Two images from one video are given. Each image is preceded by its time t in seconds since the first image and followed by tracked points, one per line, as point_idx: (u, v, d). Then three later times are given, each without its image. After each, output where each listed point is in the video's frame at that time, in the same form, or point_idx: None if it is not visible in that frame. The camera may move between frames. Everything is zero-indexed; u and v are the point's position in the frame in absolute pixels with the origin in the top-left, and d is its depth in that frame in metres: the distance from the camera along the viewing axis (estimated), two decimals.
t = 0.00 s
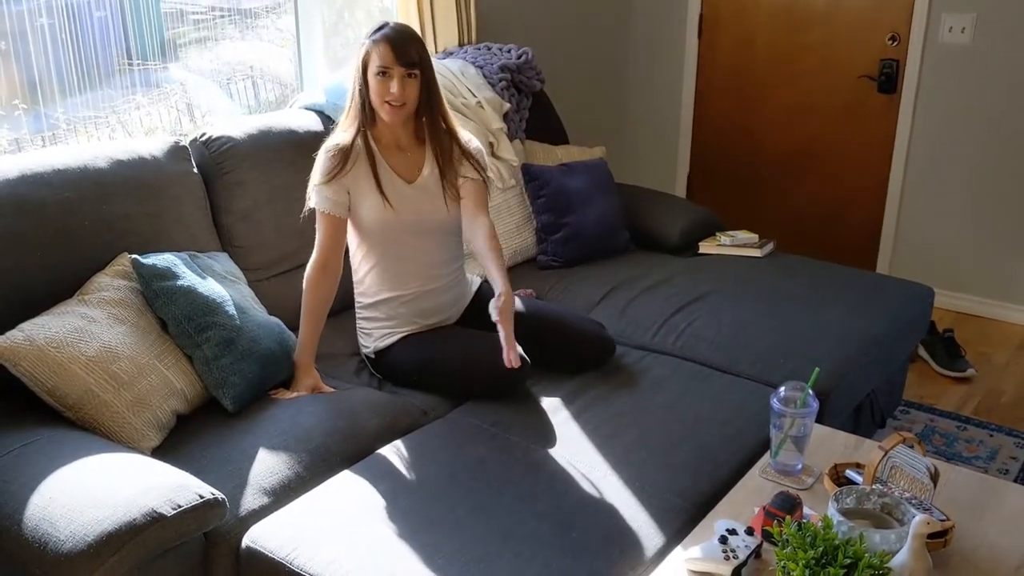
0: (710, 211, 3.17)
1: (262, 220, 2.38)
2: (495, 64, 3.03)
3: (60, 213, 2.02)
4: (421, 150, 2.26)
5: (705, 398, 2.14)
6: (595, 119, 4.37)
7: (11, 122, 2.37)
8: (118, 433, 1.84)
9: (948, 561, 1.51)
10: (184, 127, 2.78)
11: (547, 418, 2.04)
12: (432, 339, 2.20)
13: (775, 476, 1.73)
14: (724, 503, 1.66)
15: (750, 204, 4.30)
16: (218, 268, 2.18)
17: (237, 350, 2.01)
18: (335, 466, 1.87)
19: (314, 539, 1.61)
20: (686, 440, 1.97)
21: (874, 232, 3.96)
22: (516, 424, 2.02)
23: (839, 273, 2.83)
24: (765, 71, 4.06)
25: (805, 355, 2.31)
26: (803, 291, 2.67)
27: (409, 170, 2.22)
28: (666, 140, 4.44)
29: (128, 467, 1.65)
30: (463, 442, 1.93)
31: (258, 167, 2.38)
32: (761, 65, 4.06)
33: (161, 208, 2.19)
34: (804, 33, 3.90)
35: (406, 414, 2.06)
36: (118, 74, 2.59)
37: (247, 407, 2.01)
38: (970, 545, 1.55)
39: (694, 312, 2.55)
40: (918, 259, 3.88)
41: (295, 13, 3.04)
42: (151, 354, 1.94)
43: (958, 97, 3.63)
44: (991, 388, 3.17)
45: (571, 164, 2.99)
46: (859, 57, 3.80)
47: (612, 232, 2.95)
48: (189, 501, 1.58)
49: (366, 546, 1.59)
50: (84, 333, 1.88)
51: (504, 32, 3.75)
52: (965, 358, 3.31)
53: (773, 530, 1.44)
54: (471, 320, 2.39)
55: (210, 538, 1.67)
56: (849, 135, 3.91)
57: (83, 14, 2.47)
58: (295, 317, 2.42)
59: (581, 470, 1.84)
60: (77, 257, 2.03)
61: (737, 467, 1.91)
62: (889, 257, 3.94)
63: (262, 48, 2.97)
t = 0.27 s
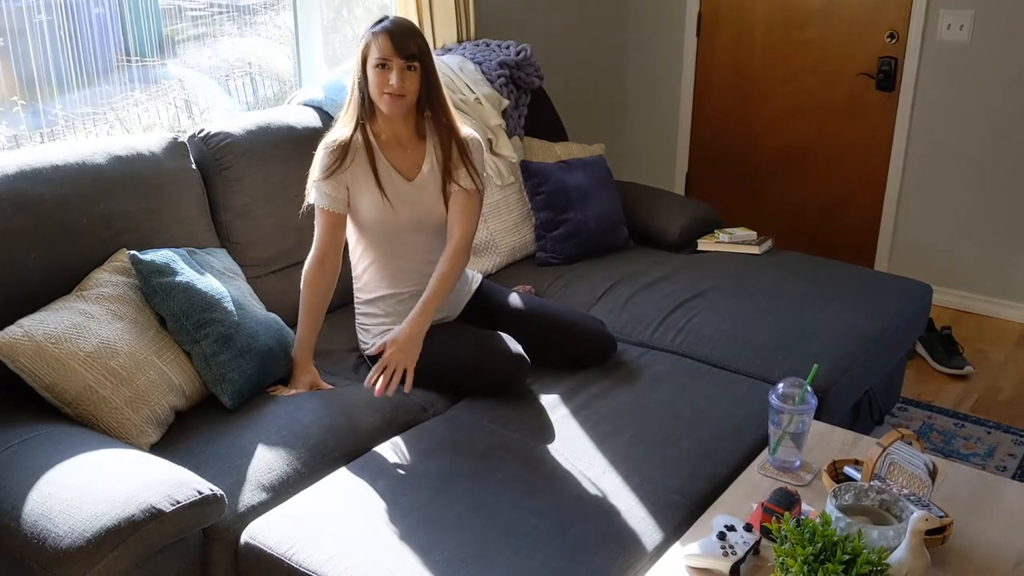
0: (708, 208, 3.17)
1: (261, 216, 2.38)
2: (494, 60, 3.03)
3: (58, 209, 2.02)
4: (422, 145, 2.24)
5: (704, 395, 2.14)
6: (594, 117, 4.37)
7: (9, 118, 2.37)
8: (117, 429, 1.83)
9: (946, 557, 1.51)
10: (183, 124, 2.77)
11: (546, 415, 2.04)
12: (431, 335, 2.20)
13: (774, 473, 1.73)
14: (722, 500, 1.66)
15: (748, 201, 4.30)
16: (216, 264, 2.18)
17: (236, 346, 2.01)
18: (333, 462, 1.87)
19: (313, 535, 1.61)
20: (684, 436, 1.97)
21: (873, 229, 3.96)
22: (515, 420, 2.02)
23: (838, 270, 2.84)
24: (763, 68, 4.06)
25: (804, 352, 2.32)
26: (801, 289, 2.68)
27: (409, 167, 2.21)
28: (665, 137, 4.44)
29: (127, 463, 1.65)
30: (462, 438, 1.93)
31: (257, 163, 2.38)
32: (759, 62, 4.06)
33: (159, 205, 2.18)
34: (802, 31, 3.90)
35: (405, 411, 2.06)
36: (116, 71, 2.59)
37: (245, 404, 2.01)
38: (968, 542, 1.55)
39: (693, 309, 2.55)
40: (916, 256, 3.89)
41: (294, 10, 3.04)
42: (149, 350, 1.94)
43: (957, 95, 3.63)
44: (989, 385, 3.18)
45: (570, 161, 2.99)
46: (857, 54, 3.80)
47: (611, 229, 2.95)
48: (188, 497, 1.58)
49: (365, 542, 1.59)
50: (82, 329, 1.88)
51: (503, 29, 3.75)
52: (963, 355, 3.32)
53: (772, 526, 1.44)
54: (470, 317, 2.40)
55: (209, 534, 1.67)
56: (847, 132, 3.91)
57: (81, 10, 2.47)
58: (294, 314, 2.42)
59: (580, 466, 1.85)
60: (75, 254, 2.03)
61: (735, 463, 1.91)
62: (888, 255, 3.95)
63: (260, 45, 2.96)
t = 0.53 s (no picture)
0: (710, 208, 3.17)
1: (262, 217, 2.37)
2: (496, 61, 3.02)
3: (59, 210, 2.01)
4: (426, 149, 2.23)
5: (706, 396, 2.14)
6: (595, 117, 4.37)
7: (10, 118, 2.37)
8: (118, 430, 1.83)
9: (949, 559, 1.51)
10: (184, 124, 2.77)
11: (548, 416, 2.04)
12: (432, 336, 2.20)
13: (776, 475, 1.73)
14: (725, 502, 1.66)
15: (750, 202, 4.29)
16: (218, 265, 2.18)
17: (237, 347, 2.00)
18: (335, 463, 1.87)
19: (314, 537, 1.61)
20: (687, 438, 1.97)
21: (875, 230, 3.95)
22: (517, 421, 2.02)
23: (840, 271, 2.83)
24: (765, 69, 4.05)
25: (806, 353, 2.31)
26: (804, 289, 2.67)
27: (412, 172, 2.21)
28: (666, 138, 4.44)
29: (128, 464, 1.65)
30: (463, 440, 1.93)
31: (259, 163, 2.37)
32: (761, 62, 4.05)
33: (160, 205, 2.18)
34: (804, 32, 3.90)
35: (406, 412, 2.06)
36: (117, 71, 2.59)
37: (247, 405, 2.01)
38: (971, 543, 1.54)
39: (695, 310, 2.55)
40: (918, 257, 3.88)
41: (295, 10, 3.03)
42: (151, 351, 1.94)
43: (959, 95, 3.62)
44: (991, 386, 3.17)
45: (572, 162, 2.98)
46: (859, 55, 3.79)
47: (613, 229, 2.95)
48: (189, 499, 1.57)
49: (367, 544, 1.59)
50: (83, 330, 1.87)
51: (504, 29, 3.75)
52: (965, 356, 3.31)
53: (775, 527, 1.43)
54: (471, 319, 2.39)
55: (210, 536, 1.67)
56: (850, 133, 3.91)
57: (82, 11, 2.47)
58: (295, 315, 2.42)
59: (582, 467, 1.84)
60: (76, 254, 2.03)
61: (738, 465, 1.91)
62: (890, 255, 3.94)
63: (261, 45, 2.96)
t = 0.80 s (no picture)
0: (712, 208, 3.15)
1: (262, 216, 2.36)
2: (497, 60, 3.01)
3: (57, 209, 2.00)
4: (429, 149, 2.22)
5: (708, 396, 2.13)
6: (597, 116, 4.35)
7: (9, 118, 2.35)
8: (116, 431, 1.82)
9: (954, 561, 1.49)
10: (184, 123, 2.76)
11: (549, 417, 2.02)
12: (433, 337, 2.19)
13: (779, 476, 1.71)
14: (727, 503, 1.65)
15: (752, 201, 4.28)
16: (217, 264, 2.16)
17: (236, 347, 1.99)
18: (334, 464, 1.85)
19: (313, 538, 1.59)
20: (689, 438, 1.95)
21: (877, 229, 3.94)
22: (518, 422, 2.00)
23: (842, 270, 2.82)
24: (766, 68, 4.04)
25: (809, 353, 2.30)
26: (806, 289, 2.66)
27: (414, 171, 2.18)
28: (668, 137, 4.43)
29: (126, 465, 1.63)
30: (464, 440, 1.91)
31: (258, 162, 2.36)
32: (763, 62, 4.04)
33: (159, 205, 2.17)
34: (806, 31, 3.88)
35: (406, 412, 2.05)
36: (116, 71, 2.57)
37: (246, 405, 2.00)
38: (976, 544, 1.53)
39: (696, 310, 2.54)
40: (920, 257, 3.87)
41: (295, 9, 3.02)
42: (149, 351, 1.92)
43: (961, 94, 3.61)
44: (994, 387, 3.16)
45: (573, 161, 2.97)
46: (861, 53, 3.78)
47: (614, 229, 2.94)
48: (187, 500, 1.56)
49: (366, 545, 1.58)
50: (81, 330, 1.86)
51: (505, 28, 3.73)
52: (968, 356, 3.30)
53: (778, 530, 1.42)
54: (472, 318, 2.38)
55: (209, 537, 1.65)
56: (852, 132, 3.89)
57: (82, 10, 2.45)
58: (295, 314, 2.40)
59: (583, 468, 1.83)
60: (74, 253, 2.02)
61: (740, 465, 1.89)
62: (892, 255, 3.93)
63: (262, 44, 2.95)
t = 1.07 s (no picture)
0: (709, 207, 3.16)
1: (259, 215, 2.36)
2: (494, 59, 3.01)
3: (54, 209, 2.00)
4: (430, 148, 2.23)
5: (705, 396, 2.13)
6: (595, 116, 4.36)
7: (6, 118, 2.35)
8: (113, 430, 1.82)
9: (950, 560, 1.50)
10: (181, 123, 2.76)
11: (546, 416, 2.03)
12: (431, 338, 2.19)
13: (775, 475, 1.72)
14: (724, 501, 1.65)
15: (749, 201, 4.28)
16: (214, 264, 2.16)
17: (233, 346, 1.99)
18: (332, 463, 1.85)
19: (310, 538, 1.59)
20: (686, 438, 1.96)
21: (874, 229, 3.94)
22: (515, 421, 2.00)
23: (840, 270, 2.82)
24: (764, 68, 4.05)
25: (806, 352, 2.30)
26: (803, 289, 2.66)
27: (415, 171, 2.18)
28: (666, 137, 4.43)
29: (123, 465, 1.63)
30: (461, 440, 1.92)
31: (255, 162, 2.36)
32: (759, 62, 4.05)
33: (156, 204, 2.17)
34: (804, 31, 3.89)
35: (404, 412, 2.05)
36: (114, 71, 2.57)
37: (243, 404, 2.00)
38: (973, 543, 1.53)
39: (694, 309, 2.54)
40: (918, 256, 3.87)
41: (293, 10, 3.02)
42: (146, 351, 1.92)
43: (959, 93, 3.61)
44: (991, 386, 3.17)
45: (571, 161, 2.97)
46: (859, 53, 3.78)
47: (611, 228, 2.94)
48: (184, 499, 1.56)
49: (364, 544, 1.58)
50: (79, 329, 1.86)
51: (503, 28, 3.74)
52: (965, 355, 3.30)
53: (774, 528, 1.42)
54: (471, 319, 2.38)
55: (206, 536, 1.65)
56: (849, 132, 3.90)
57: (79, 10, 2.45)
58: (292, 314, 2.41)
59: (580, 467, 1.83)
60: (72, 253, 2.02)
61: (737, 465, 1.90)
62: (890, 255, 3.93)
63: (259, 45, 2.95)
